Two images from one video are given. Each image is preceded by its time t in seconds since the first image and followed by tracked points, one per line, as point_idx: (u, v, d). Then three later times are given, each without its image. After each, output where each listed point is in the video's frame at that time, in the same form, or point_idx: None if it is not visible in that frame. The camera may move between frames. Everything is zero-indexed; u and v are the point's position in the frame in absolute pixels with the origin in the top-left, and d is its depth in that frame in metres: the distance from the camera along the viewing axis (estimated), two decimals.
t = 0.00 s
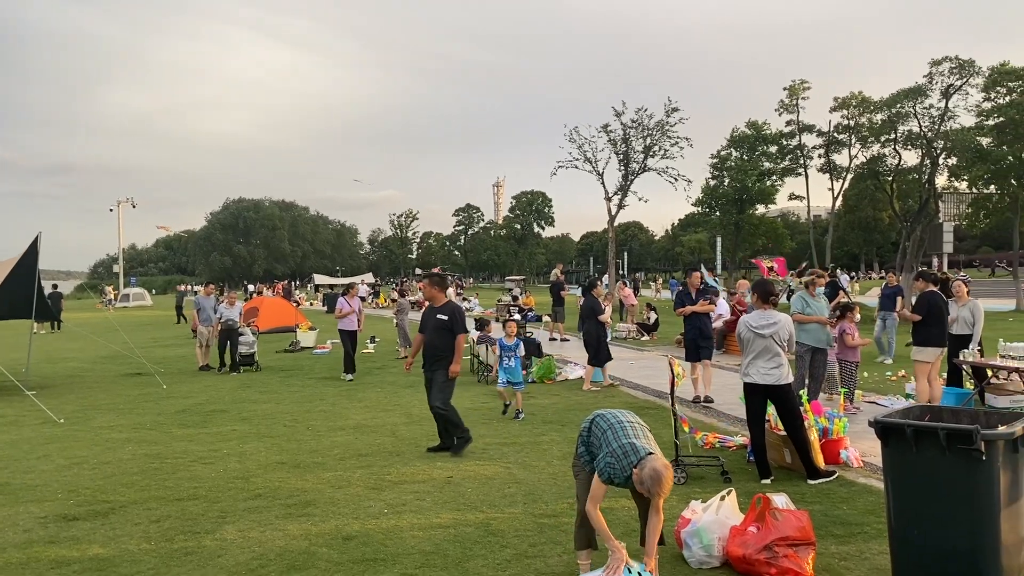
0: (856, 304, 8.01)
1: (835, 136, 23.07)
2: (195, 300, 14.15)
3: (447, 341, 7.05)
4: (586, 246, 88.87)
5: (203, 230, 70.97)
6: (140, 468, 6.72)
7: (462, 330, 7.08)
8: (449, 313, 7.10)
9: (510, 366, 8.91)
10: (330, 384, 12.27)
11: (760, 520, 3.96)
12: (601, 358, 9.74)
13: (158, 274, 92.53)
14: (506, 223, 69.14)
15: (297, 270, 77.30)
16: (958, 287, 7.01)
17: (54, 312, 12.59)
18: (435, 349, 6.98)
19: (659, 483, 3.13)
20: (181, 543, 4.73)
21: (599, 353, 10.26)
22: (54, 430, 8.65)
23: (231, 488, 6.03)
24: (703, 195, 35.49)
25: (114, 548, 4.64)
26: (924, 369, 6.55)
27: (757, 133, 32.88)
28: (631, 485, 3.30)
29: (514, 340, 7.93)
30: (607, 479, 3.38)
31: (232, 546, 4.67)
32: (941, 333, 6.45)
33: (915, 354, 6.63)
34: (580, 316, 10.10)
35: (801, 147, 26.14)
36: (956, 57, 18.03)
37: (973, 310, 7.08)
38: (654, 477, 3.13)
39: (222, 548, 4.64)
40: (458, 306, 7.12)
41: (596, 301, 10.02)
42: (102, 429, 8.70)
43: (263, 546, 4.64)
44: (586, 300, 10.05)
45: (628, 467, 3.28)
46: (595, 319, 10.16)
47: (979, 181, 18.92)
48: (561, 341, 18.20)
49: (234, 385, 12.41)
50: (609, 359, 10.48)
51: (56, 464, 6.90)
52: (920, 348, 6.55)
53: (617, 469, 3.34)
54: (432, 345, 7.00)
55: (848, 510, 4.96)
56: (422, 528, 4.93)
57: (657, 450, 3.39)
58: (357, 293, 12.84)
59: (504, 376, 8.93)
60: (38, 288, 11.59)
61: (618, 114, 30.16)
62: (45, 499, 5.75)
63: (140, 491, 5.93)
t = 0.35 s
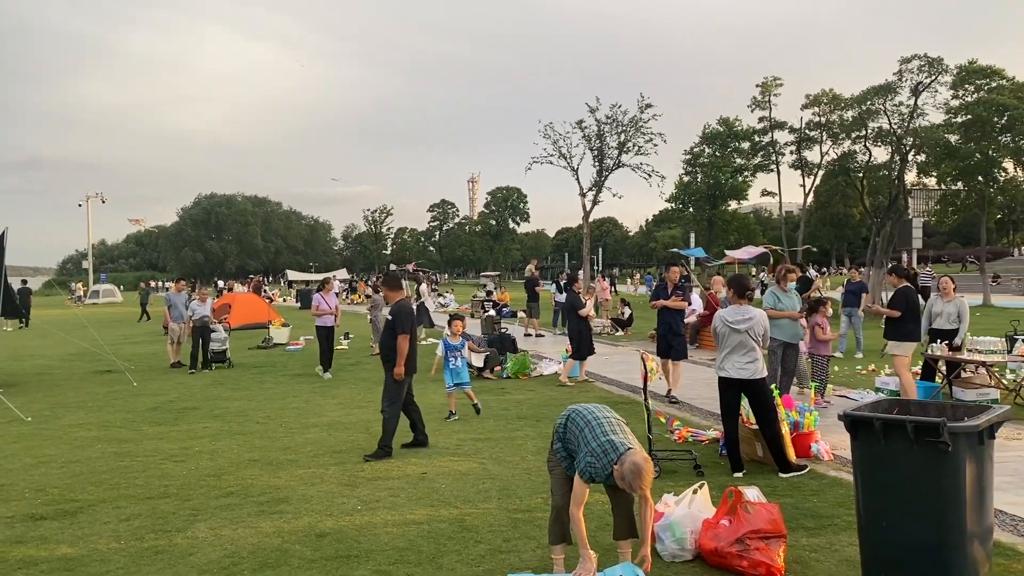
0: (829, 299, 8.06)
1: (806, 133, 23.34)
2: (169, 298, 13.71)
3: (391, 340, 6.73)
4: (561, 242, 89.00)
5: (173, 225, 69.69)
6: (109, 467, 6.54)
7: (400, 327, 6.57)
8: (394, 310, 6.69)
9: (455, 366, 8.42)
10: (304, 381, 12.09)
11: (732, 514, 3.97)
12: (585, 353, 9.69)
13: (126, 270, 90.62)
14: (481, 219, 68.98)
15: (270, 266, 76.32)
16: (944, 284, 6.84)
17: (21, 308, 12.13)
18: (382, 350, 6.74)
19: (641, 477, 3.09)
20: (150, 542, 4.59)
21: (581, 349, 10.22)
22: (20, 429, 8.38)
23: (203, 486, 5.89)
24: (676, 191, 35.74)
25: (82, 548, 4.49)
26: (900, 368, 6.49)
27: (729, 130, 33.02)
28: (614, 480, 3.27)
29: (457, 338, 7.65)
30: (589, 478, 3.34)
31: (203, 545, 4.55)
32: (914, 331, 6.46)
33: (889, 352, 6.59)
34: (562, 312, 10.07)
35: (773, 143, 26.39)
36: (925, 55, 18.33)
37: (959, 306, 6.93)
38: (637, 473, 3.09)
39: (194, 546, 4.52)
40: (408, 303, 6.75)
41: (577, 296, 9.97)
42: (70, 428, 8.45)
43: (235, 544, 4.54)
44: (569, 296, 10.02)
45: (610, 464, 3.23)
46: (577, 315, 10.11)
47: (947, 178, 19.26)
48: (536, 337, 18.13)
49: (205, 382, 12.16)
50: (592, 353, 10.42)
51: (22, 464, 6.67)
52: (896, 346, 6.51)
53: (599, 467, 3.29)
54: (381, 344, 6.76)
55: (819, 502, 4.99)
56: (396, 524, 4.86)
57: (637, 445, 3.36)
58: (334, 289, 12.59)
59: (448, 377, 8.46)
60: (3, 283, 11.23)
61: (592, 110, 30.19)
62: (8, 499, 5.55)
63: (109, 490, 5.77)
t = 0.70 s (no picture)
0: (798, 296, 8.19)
1: (775, 131, 23.64)
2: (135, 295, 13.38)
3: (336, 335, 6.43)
4: (533, 239, 89.01)
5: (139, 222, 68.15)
6: (73, 467, 6.32)
7: (334, 323, 6.24)
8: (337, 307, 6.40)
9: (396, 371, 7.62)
10: (274, 379, 11.87)
11: (701, 509, 3.96)
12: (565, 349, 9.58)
13: (92, 267, 88.42)
14: (453, 216, 68.70)
15: (239, 263, 75.07)
16: (918, 282, 6.97)
17: None
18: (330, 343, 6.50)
19: (601, 468, 3.03)
20: (116, 543, 4.45)
21: (561, 344, 10.18)
22: None
23: (170, 485, 5.72)
24: (648, 189, 36.00)
25: (44, 550, 4.33)
26: (875, 363, 6.56)
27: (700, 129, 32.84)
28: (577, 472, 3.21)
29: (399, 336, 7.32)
30: (553, 471, 3.29)
31: (171, 545, 4.41)
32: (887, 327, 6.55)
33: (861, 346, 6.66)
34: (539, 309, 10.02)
35: (743, 141, 26.67)
36: (891, 55, 18.68)
37: (930, 303, 7.10)
38: (595, 461, 3.04)
39: (161, 547, 4.38)
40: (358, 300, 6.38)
41: (553, 292, 9.91)
42: (31, 428, 8.17)
43: (204, 544, 4.41)
44: (545, 292, 9.96)
45: (572, 455, 3.18)
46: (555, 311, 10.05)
47: (912, 176, 19.67)
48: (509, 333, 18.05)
49: (172, 381, 11.87)
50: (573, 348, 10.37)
51: None
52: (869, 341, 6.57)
53: (562, 459, 3.24)
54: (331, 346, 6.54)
55: (788, 496, 5.02)
56: (368, 522, 4.78)
57: (600, 435, 3.31)
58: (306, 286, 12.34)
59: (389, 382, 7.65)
60: None
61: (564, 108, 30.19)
62: None
63: (73, 490, 5.58)
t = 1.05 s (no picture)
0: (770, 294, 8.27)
1: (747, 131, 23.90)
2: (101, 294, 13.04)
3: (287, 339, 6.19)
4: (507, 237, 88.92)
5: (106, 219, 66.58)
6: (37, 468, 6.12)
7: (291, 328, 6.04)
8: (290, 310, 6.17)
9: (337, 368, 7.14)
10: (245, 378, 11.65)
11: (672, 505, 3.95)
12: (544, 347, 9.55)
13: (56, 265, 86.24)
14: (427, 214, 68.30)
15: (209, 261, 73.76)
16: (880, 282, 7.12)
17: None
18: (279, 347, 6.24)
19: (558, 454, 2.99)
20: (82, 545, 4.30)
21: (540, 343, 10.13)
22: None
23: (138, 486, 5.57)
24: (621, 187, 36.21)
25: (7, 554, 4.17)
26: (847, 360, 6.64)
27: (672, 128, 33.08)
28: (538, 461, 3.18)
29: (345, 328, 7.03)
30: (514, 461, 3.25)
31: (140, 546, 4.28)
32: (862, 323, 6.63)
33: (834, 342, 6.73)
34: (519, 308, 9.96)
35: (715, 141, 26.90)
36: (860, 56, 18.98)
37: (890, 302, 7.32)
38: (552, 448, 3.00)
39: (129, 548, 4.26)
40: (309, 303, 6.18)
41: (532, 291, 9.85)
42: None
43: (173, 545, 4.29)
44: (523, 291, 9.89)
45: (532, 443, 3.15)
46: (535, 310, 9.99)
47: (881, 176, 20.02)
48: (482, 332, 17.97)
49: (141, 380, 11.58)
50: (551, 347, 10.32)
51: None
52: (844, 337, 6.62)
53: (523, 448, 3.22)
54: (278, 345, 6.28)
55: (758, 492, 5.04)
56: (340, 521, 4.69)
57: (563, 424, 3.26)
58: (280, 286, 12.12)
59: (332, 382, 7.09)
60: None
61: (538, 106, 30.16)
62: None
63: (36, 492, 5.39)
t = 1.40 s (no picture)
0: (743, 294, 8.32)
1: (718, 131, 24.12)
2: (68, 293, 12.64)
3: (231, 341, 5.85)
4: (482, 236, 88.72)
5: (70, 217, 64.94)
6: None
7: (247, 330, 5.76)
8: (236, 308, 5.86)
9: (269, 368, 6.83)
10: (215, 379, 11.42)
11: (643, 503, 3.93)
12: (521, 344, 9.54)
13: (18, 265, 83.92)
14: (400, 214, 67.82)
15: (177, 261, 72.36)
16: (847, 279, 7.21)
17: None
18: (221, 352, 5.84)
19: (514, 451, 2.95)
20: (46, 548, 4.15)
21: (520, 341, 10.03)
22: None
23: (106, 488, 5.40)
24: (594, 187, 36.34)
25: None
26: (819, 356, 6.70)
27: (644, 127, 33.37)
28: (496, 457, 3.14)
29: (273, 330, 6.79)
30: (473, 457, 3.22)
31: (105, 550, 4.15)
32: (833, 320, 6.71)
33: (805, 339, 6.78)
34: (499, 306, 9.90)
35: (687, 141, 27.12)
36: (829, 57, 19.27)
37: (859, 301, 7.36)
38: (508, 444, 2.96)
39: (95, 551, 4.12)
40: (251, 301, 5.91)
41: (511, 288, 9.78)
42: None
43: (141, 547, 4.16)
44: (502, 288, 9.84)
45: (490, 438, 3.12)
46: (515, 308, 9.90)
47: (850, 176, 20.32)
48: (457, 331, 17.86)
49: (107, 381, 11.27)
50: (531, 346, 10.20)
51: None
52: (816, 333, 6.69)
53: (483, 443, 3.19)
54: (216, 347, 5.80)
55: (729, 490, 5.07)
56: (312, 522, 4.60)
57: (524, 420, 3.20)
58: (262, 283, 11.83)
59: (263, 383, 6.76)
60: None
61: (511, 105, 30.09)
62: None
63: None
